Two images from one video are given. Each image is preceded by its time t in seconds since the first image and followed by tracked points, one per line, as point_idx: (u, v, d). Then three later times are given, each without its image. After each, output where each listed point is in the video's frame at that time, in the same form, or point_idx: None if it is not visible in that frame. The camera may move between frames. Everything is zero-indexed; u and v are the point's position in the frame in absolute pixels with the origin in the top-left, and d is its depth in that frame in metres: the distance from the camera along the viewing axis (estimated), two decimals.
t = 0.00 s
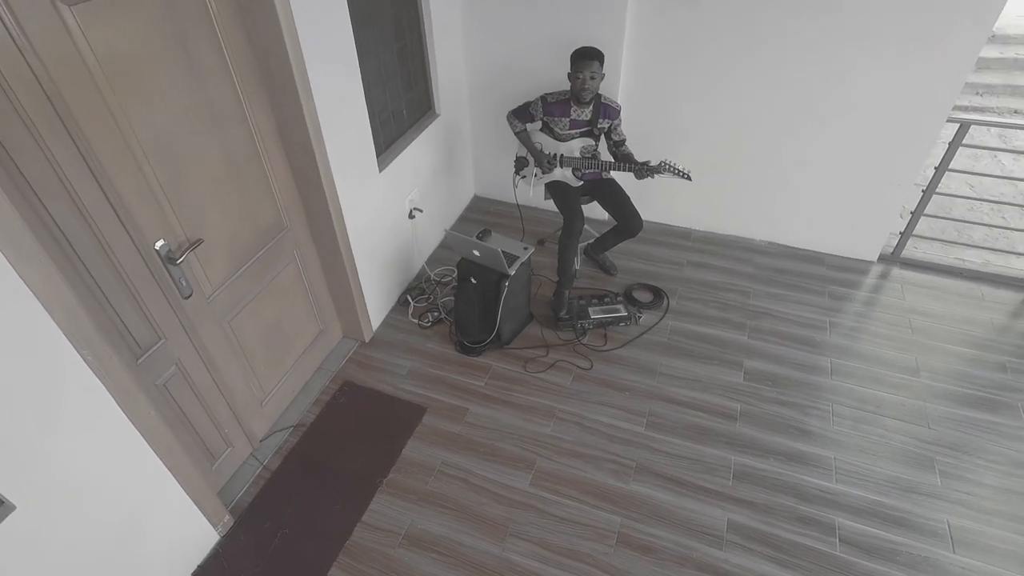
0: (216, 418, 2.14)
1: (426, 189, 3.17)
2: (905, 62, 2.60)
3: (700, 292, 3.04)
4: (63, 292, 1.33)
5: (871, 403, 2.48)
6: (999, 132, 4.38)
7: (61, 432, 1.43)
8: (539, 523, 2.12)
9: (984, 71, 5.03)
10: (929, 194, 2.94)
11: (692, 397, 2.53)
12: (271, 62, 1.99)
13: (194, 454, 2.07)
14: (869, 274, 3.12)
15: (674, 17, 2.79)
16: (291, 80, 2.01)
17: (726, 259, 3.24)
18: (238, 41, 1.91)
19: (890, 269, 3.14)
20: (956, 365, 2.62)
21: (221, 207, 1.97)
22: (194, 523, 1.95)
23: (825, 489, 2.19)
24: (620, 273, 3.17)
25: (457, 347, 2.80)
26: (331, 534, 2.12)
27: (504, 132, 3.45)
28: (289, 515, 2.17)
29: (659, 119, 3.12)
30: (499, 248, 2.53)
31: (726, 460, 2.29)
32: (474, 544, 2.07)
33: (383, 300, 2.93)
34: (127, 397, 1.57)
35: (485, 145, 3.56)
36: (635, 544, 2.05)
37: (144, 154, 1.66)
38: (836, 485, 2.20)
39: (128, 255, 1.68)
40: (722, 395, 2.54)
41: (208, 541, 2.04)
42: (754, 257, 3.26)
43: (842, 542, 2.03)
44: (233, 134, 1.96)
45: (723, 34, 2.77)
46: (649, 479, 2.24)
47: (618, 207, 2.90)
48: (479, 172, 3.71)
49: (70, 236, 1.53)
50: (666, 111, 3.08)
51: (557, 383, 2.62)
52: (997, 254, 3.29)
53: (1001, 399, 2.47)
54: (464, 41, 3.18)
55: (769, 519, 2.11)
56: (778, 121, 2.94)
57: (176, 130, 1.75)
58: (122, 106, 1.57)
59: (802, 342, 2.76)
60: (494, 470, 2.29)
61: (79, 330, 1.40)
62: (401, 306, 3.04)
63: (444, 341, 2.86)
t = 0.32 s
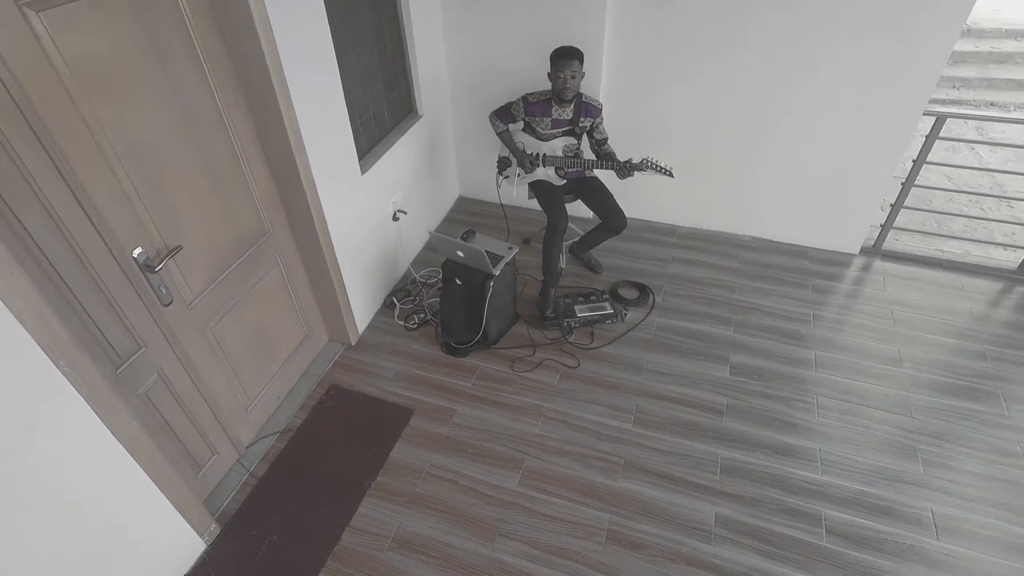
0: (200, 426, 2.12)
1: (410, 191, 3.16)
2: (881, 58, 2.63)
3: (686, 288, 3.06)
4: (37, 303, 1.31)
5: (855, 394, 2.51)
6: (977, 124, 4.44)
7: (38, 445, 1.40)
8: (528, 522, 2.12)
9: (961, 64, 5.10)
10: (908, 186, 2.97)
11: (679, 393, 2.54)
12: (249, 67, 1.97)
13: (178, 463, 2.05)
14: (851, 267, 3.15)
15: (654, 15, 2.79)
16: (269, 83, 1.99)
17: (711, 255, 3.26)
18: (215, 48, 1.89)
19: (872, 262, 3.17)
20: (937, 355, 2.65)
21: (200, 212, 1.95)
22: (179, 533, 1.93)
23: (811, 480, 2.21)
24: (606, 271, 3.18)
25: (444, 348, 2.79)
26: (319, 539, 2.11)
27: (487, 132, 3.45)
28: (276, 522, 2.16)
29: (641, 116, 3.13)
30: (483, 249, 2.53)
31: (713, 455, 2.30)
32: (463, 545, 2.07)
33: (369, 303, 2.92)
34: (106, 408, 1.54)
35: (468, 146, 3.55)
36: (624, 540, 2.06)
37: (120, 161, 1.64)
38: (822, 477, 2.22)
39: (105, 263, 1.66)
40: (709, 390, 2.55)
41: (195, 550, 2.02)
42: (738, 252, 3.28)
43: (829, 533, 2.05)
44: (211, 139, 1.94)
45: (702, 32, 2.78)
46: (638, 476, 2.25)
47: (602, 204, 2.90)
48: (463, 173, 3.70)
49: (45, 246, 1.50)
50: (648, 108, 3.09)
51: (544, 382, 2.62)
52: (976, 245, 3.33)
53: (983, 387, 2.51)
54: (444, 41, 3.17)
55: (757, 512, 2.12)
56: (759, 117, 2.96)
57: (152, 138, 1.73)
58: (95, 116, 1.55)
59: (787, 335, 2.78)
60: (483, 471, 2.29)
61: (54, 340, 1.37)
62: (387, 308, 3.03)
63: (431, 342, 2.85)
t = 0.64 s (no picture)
0: (190, 432, 2.10)
1: (400, 192, 3.15)
2: (867, 54, 2.64)
3: (677, 286, 3.06)
4: (19, 310, 1.29)
5: (846, 389, 2.52)
6: (963, 119, 4.48)
7: (25, 453, 1.39)
8: (522, 523, 2.12)
9: (947, 60, 5.14)
10: (896, 182, 2.99)
11: (672, 391, 2.54)
12: (234, 70, 1.95)
13: (169, 469, 2.03)
14: (841, 262, 3.16)
15: (641, 14, 2.80)
16: (254, 85, 1.98)
17: (701, 252, 3.27)
18: (199, 50, 1.88)
19: (861, 257, 3.19)
20: (927, 349, 2.67)
21: (188, 217, 1.94)
22: (172, 539, 1.91)
23: (804, 476, 2.22)
24: (597, 270, 3.18)
25: (436, 349, 2.78)
26: (313, 544, 2.10)
27: (477, 132, 3.44)
28: (269, 527, 2.14)
29: (630, 115, 3.13)
30: (473, 249, 2.52)
31: (706, 453, 2.31)
32: (457, 548, 2.06)
33: (360, 305, 2.91)
34: (94, 416, 1.53)
35: (458, 146, 3.54)
36: (618, 540, 2.06)
37: (104, 167, 1.63)
38: (814, 472, 2.23)
39: (90, 268, 1.64)
40: (702, 388, 2.56)
41: (188, 557, 2.00)
42: (729, 249, 3.29)
43: (821, 528, 2.06)
44: (197, 142, 1.93)
45: (689, 31, 2.79)
46: (631, 475, 2.25)
47: (592, 203, 2.90)
48: (453, 173, 3.69)
49: (30, 254, 1.49)
50: (637, 106, 3.09)
51: (537, 382, 2.62)
52: (964, 239, 3.36)
53: (972, 381, 2.53)
54: (431, 41, 3.16)
55: (750, 508, 2.13)
56: (747, 115, 2.97)
57: (136, 143, 1.71)
58: (78, 122, 1.53)
59: (779, 332, 2.79)
60: (476, 472, 2.29)
61: (38, 348, 1.35)
62: (378, 310, 3.01)
63: (423, 344, 2.84)
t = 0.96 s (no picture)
0: (186, 436, 2.10)
1: (394, 194, 3.15)
2: (860, 52, 2.65)
3: (673, 284, 3.07)
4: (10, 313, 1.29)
5: (842, 385, 2.52)
6: (956, 116, 4.50)
7: (21, 456, 1.38)
8: (519, 524, 2.12)
9: (939, 56, 5.16)
10: (889, 178, 2.99)
11: (668, 390, 2.55)
12: (226, 74, 1.95)
13: (164, 474, 2.03)
14: (835, 259, 3.17)
15: (633, 13, 2.80)
16: (246, 88, 1.97)
17: (697, 251, 3.27)
18: (191, 53, 1.87)
19: (856, 254, 3.19)
20: (921, 345, 2.68)
21: (180, 221, 1.93)
22: (168, 543, 1.91)
23: (800, 473, 2.22)
24: (592, 270, 3.18)
25: (432, 351, 2.78)
26: (310, 547, 2.09)
27: (471, 133, 3.44)
28: (265, 531, 2.14)
29: (624, 114, 3.13)
30: (468, 251, 2.52)
31: (702, 451, 2.31)
32: (455, 549, 2.06)
33: (355, 308, 2.90)
34: (89, 420, 1.52)
35: (452, 147, 3.54)
36: (615, 539, 2.06)
37: (96, 173, 1.62)
38: (811, 469, 2.23)
39: (82, 273, 1.64)
40: (698, 386, 2.56)
41: (184, 561, 2.00)
42: (724, 247, 3.29)
43: (818, 525, 2.07)
44: (189, 145, 1.92)
45: (682, 30, 2.79)
46: (628, 474, 2.25)
47: (587, 203, 2.90)
48: (448, 175, 3.69)
49: (21, 261, 1.48)
50: (631, 106, 3.09)
51: (533, 382, 2.62)
52: (957, 236, 3.41)
53: (966, 376, 2.53)
54: (424, 43, 3.15)
55: (746, 506, 2.13)
56: (740, 114, 2.98)
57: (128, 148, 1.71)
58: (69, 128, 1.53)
59: (774, 329, 2.80)
60: (473, 473, 2.29)
61: (30, 353, 1.35)
62: (374, 312, 3.01)
63: (418, 345, 2.84)
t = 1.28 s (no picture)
0: (180, 441, 2.09)
1: (389, 198, 3.15)
2: (849, 55, 2.68)
3: (667, 288, 3.08)
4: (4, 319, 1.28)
5: (835, 389, 2.54)
6: (946, 121, 4.54)
7: (16, 461, 1.38)
8: (514, 528, 2.12)
9: (929, 62, 5.21)
10: (880, 182, 3.02)
11: (663, 393, 2.56)
12: (220, 77, 1.95)
13: (158, 479, 2.02)
14: (828, 263, 3.19)
15: (627, 18, 2.82)
16: (241, 93, 1.97)
17: (690, 255, 3.29)
18: (185, 57, 1.88)
19: (848, 257, 3.22)
20: (913, 347, 2.70)
21: (174, 226, 1.93)
22: (161, 549, 1.90)
23: (793, 476, 2.23)
24: (587, 274, 3.19)
25: (427, 355, 2.78)
26: (305, 553, 2.09)
27: (465, 138, 3.45)
28: (261, 536, 2.13)
29: (618, 119, 3.15)
30: (463, 255, 2.53)
31: (696, 454, 2.32)
32: (450, 554, 2.06)
33: (350, 312, 2.90)
34: (81, 426, 1.52)
35: (447, 151, 3.55)
36: (610, 543, 2.06)
37: (89, 178, 1.62)
38: (804, 472, 2.24)
39: (75, 278, 1.63)
40: (692, 389, 2.57)
41: (178, 568, 1.99)
42: (717, 251, 3.31)
43: (811, 528, 2.08)
44: (184, 150, 1.93)
45: (674, 36, 2.81)
46: (622, 477, 2.26)
47: (581, 207, 2.92)
48: (443, 179, 3.70)
49: (15, 266, 1.48)
50: (624, 111, 3.11)
51: (527, 386, 2.63)
52: (948, 238, 3.39)
53: (958, 378, 2.55)
54: (418, 48, 3.17)
55: (741, 509, 2.14)
56: (732, 117, 3.00)
57: (123, 153, 1.71)
58: (62, 131, 1.52)
59: (767, 333, 2.81)
60: (468, 477, 2.29)
61: (22, 359, 1.34)
62: (369, 316, 3.01)
63: (413, 350, 2.84)
